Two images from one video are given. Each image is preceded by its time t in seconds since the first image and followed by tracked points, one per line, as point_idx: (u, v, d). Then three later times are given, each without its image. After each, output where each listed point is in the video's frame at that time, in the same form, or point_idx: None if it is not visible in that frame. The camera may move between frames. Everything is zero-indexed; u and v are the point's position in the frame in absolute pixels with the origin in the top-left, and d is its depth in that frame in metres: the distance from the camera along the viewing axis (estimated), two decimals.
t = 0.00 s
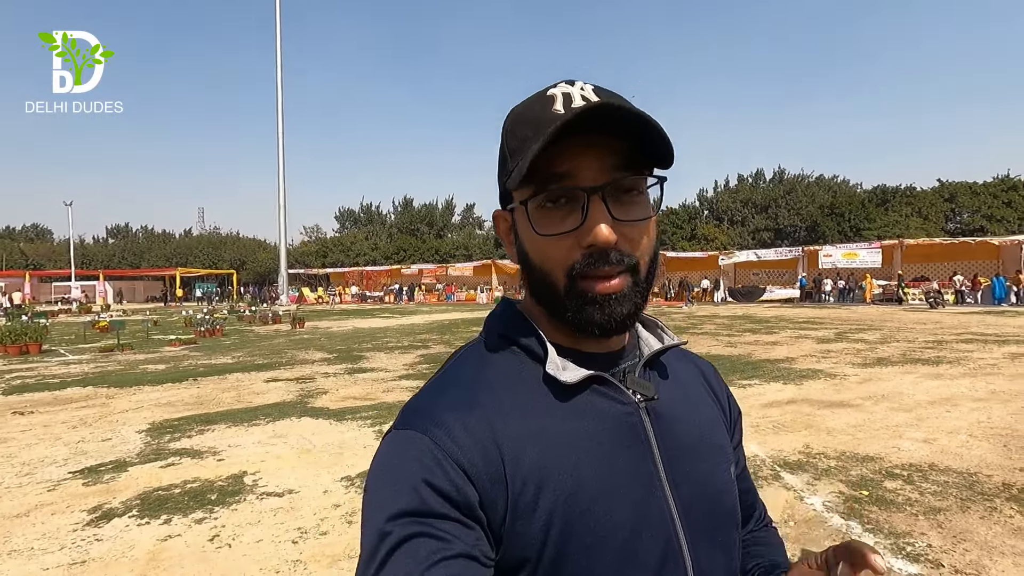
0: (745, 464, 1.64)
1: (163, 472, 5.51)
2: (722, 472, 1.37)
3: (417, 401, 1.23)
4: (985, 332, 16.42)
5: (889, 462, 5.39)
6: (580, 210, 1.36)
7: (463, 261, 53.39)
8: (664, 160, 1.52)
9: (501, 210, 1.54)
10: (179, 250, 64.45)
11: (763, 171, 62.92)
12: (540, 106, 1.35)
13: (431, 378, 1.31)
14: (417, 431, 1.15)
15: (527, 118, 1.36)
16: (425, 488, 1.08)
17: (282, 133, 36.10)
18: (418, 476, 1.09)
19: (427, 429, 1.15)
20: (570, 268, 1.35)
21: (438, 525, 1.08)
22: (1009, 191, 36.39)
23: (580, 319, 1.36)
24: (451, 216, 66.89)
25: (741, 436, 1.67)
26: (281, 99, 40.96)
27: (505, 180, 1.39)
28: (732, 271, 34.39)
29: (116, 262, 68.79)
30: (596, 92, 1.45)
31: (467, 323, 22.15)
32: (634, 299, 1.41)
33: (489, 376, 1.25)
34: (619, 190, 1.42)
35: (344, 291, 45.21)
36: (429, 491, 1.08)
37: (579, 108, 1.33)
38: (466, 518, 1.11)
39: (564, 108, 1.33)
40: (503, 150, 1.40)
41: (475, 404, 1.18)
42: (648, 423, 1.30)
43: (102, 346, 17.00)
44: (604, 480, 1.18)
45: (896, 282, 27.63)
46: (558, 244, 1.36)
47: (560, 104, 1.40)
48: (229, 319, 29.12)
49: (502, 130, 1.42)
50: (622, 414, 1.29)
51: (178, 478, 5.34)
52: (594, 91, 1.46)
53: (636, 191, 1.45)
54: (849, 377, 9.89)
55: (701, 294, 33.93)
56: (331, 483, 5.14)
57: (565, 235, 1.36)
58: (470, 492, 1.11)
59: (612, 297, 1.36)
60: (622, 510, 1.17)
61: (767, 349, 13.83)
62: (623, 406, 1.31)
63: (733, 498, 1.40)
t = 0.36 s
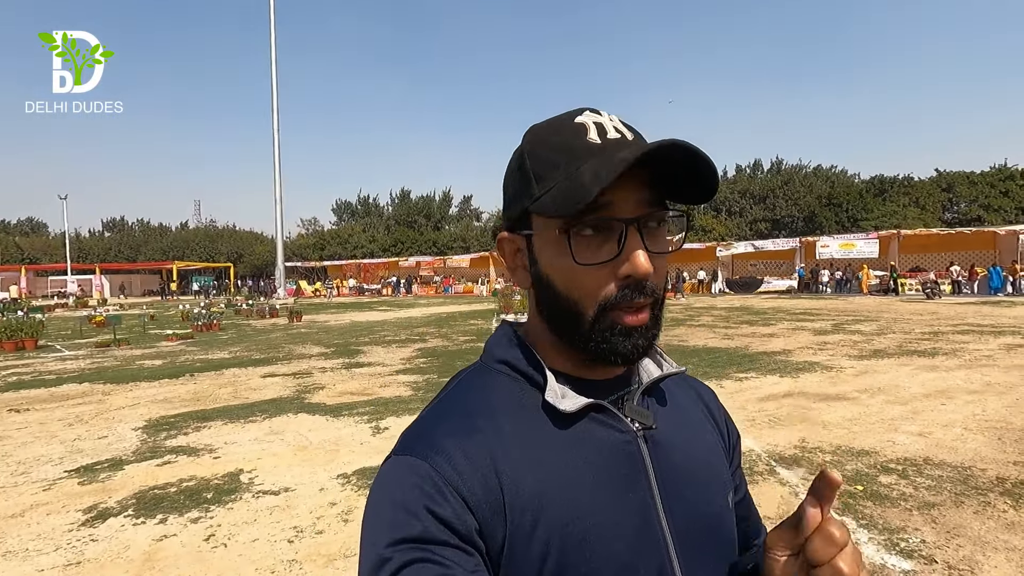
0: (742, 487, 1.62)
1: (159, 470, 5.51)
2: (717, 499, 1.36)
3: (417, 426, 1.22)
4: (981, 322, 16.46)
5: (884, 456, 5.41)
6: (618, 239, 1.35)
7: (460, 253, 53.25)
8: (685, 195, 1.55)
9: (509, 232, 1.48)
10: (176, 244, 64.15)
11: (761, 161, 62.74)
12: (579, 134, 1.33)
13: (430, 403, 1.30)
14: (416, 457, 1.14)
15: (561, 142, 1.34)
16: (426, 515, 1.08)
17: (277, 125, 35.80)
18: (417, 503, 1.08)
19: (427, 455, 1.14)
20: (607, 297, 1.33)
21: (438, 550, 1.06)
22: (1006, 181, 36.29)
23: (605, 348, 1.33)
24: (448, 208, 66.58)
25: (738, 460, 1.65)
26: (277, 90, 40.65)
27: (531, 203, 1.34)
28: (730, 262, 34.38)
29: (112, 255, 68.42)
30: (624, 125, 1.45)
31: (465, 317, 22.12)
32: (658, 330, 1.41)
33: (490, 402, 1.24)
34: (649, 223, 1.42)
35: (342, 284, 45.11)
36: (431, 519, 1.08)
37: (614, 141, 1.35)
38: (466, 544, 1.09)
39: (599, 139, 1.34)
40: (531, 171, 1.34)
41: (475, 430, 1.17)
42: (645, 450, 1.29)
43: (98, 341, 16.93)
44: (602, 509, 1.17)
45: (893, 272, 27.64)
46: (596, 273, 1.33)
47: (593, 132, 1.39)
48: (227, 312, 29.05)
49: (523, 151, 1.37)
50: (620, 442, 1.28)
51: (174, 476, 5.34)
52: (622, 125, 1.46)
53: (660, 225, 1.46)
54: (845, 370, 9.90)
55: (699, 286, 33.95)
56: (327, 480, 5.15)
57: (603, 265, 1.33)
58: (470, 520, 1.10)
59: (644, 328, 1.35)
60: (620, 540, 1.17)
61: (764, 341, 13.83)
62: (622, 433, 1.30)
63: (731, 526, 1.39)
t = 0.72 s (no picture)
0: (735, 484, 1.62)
1: (159, 465, 5.52)
2: (711, 497, 1.36)
3: (408, 435, 1.21)
4: (979, 312, 16.48)
5: (882, 447, 5.43)
6: (641, 233, 1.35)
7: (459, 245, 53.15)
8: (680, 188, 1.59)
9: (511, 232, 1.41)
10: (174, 238, 63.94)
11: (761, 151, 62.52)
12: (594, 130, 1.32)
13: (421, 411, 1.30)
14: (406, 467, 1.14)
15: (578, 139, 1.32)
16: (417, 527, 1.07)
17: (275, 119, 35.63)
18: (409, 515, 1.08)
19: (418, 465, 1.13)
20: (633, 289, 1.34)
21: (431, 561, 1.06)
22: (1006, 170, 36.13)
23: (629, 338, 1.35)
24: (447, 200, 66.40)
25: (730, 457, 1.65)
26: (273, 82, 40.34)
27: (553, 200, 1.30)
28: (729, 253, 34.35)
29: (111, 249, 68.25)
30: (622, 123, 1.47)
31: (464, 310, 22.14)
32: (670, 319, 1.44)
33: (482, 409, 1.23)
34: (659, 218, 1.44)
35: (340, 276, 45.04)
36: (423, 531, 1.07)
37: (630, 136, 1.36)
38: (459, 554, 1.09)
39: (616, 135, 1.34)
40: (550, 168, 1.31)
41: (467, 438, 1.17)
42: (638, 452, 1.29)
43: (97, 336, 16.92)
44: (595, 511, 1.17)
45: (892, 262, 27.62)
46: (622, 267, 1.33)
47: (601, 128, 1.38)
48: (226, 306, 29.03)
49: (534, 145, 1.32)
50: (616, 443, 1.28)
51: (174, 471, 5.35)
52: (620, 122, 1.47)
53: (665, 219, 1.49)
54: (843, 361, 9.92)
55: (698, 277, 33.95)
56: (326, 474, 5.16)
57: (628, 259, 1.33)
58: (463, 530, 1.10)
59: (665, 318, 1.38)
60: (614, 544, 1.17)
61: (762, 332, 13.85)
62: (617, 434, 1.30)
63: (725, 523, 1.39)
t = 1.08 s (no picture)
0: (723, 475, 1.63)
1: (163, 460, 5.56)
2: (698, 490, 1.37)
3: (398, 434, 1.22)
4: (982, 303, 16.44)
5: (882, 438, 5.44)
6: (601, 232, 1.35)
7: (461, 239, 53.08)
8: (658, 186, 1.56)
9: (489, 232, 1.45)
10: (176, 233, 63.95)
11: (763, 142, 62.21)
12: (559, 129, 1.32)
13: (412, 409, 1.31)
14: (394, 467, 1.14)
15: (542, 138, 1.32)
16: (405, 525, 1.08)
17: (275, 113, 35.54)
18: (397, 513, 1.09)
19: (405, 464, 1.14)
20: (592, 287, 1.33)
21: (418, 558, 1.07)
22: (1010, 159, 35.85)
23: (594, 337, 1.33)
24: (448, 193, 66.24)
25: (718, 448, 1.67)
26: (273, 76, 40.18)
27: (517, 198, 1.32)
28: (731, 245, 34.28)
29: (112, 245, 68.28)
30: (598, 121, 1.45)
31: (466, 304, 22.15)
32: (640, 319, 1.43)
33: (470, 406, 1.25)
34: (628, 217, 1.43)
35: (342, 271, 45.06)
36: (412, 529, 1.08)
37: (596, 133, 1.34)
38: (446, 551, 1.11)
39: (580, 133, 1.33)
40: (516, 167, 1.33)
41: (454, 437, 1.17)
42: (624, 446, 1.30)
43: (100, 332, 16.98)
44: (582, 505, 1.18)
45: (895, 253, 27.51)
46: (581, 264, 1.33)
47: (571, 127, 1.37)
48: (228, 301, 29.09)
49: (503, 146, 1.34)
50: (602, 438, 1.29)
51: (178, 466, 5.39)
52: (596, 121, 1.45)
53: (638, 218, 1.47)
54: (845, 352, 9.92)
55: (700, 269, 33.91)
56: (329, 468, 5.19)
57: (588, 256, 1.33)
58: (450, 526, 1.11)
59: (629, 317, 1.37)
60: (601, 538, 1.18)
61: (764, 324, 13.84)
62: (603, 429, 1.31)
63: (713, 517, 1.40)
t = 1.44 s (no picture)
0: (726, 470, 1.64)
1: (168, 458, 5.59)
2: (700, 482, 1.38)
3: (403, 420, 1.23)
4: (987, 297, 16.35)
5: (886, 433, 5.43)
6: (556, 235, 1.36)
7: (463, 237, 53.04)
8: (641, 183, 1.51)
9: (477, 228, 1.52)
10: (179, 233, 64.13)
11: (765, 138, 62.09)
12: (518, 132, 1.33)
13: (417, 395, 1.32)
14: (399, 452, 1.15)
15: (502, 140, 1.35)
16: (410, 510, 1.10)
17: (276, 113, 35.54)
18: (402, 497, 1.10)
19: (409, 450, 1.15)
20: (545, 291, 1.35)
21: (421, 542, 1.09)
22: (1014, 153, 35.57)
23: (550, 340, 1.36)
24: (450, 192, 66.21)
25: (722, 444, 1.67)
26: (274, 75, 40.21)
27: (481, 200, 1.37)
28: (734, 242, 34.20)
29: (116, 246, 68.50)
30: (576, 115, 1.42)
31: (468, 302, 22.18)
32: (611, 322, 1.42)
33: (473, 394, 1.26)
34: (593, 219, 1.42)
35: (344, 270, 45.11)
36: (417, 515, 1.10)
37: (553, 134, 1.32)
38: (450, 536, 1.12)
39: (539, 135, 1.32)
40: (481, 170, 1.38)
41: (457, 424, 1.18)
42: (625, 439, 1.31)
43: (105, 332, 17.07)
44: (584, 498, 1.19)
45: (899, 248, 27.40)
46: (534, 267, 1.35)
47: (539, 126, 1.37)
48: (232, 301, 29.17)
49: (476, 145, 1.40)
50: (601, 432, 1.30)
51: (183, 464, 5.42)
52: (573, 115, 1.43)
53: (610, 220, 1.45)
54: (849, 347, 9.89)
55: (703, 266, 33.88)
56: (333, 465, 5.21)
57: (541, 260, 1.35)
58: (453, 513, 1.12)
59: (588, 322, 1.36)
60: (605, 528, 1.19)
61: (767, 320, 13.82)
62: (603, 421, 1.32)
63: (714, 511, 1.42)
